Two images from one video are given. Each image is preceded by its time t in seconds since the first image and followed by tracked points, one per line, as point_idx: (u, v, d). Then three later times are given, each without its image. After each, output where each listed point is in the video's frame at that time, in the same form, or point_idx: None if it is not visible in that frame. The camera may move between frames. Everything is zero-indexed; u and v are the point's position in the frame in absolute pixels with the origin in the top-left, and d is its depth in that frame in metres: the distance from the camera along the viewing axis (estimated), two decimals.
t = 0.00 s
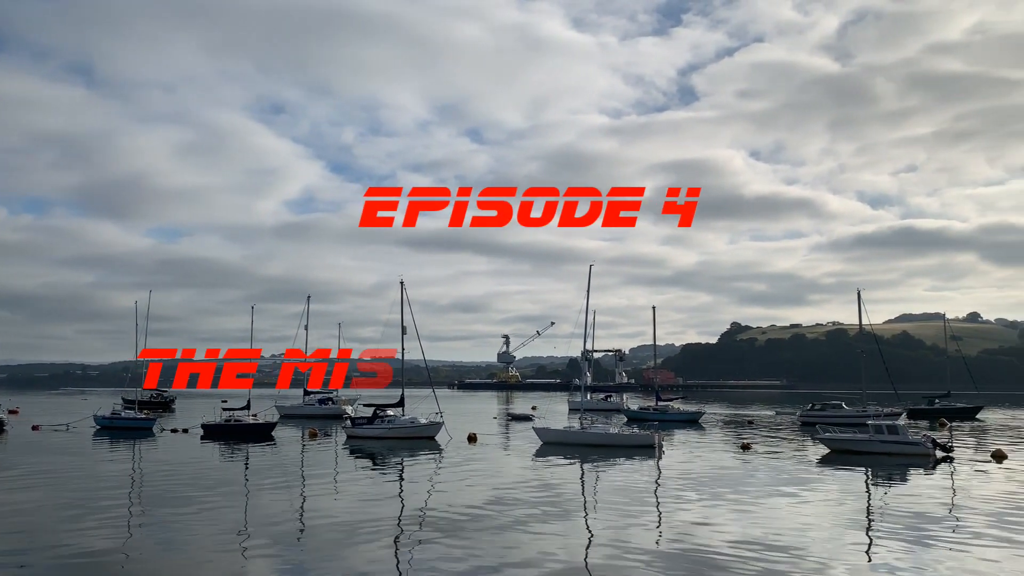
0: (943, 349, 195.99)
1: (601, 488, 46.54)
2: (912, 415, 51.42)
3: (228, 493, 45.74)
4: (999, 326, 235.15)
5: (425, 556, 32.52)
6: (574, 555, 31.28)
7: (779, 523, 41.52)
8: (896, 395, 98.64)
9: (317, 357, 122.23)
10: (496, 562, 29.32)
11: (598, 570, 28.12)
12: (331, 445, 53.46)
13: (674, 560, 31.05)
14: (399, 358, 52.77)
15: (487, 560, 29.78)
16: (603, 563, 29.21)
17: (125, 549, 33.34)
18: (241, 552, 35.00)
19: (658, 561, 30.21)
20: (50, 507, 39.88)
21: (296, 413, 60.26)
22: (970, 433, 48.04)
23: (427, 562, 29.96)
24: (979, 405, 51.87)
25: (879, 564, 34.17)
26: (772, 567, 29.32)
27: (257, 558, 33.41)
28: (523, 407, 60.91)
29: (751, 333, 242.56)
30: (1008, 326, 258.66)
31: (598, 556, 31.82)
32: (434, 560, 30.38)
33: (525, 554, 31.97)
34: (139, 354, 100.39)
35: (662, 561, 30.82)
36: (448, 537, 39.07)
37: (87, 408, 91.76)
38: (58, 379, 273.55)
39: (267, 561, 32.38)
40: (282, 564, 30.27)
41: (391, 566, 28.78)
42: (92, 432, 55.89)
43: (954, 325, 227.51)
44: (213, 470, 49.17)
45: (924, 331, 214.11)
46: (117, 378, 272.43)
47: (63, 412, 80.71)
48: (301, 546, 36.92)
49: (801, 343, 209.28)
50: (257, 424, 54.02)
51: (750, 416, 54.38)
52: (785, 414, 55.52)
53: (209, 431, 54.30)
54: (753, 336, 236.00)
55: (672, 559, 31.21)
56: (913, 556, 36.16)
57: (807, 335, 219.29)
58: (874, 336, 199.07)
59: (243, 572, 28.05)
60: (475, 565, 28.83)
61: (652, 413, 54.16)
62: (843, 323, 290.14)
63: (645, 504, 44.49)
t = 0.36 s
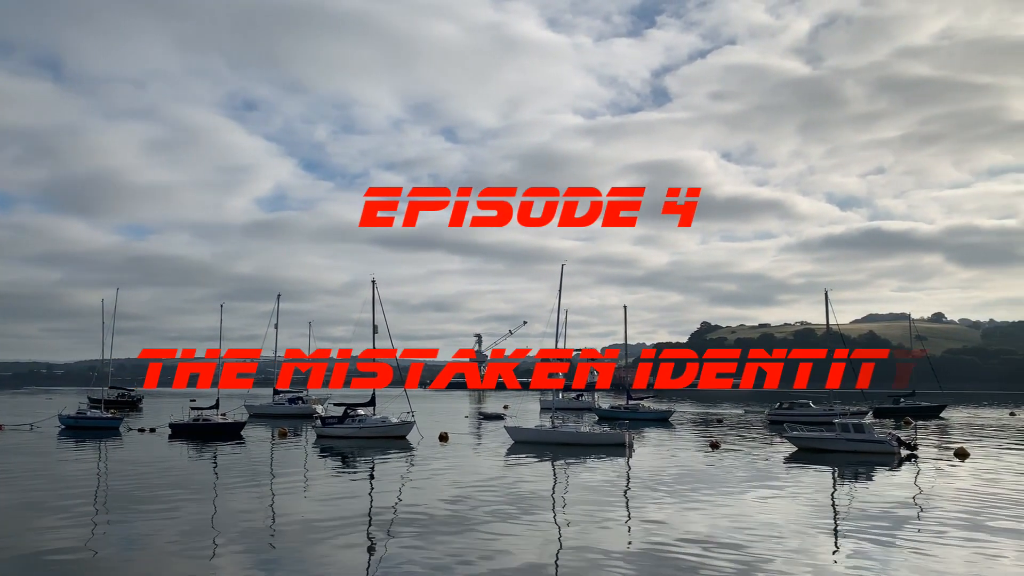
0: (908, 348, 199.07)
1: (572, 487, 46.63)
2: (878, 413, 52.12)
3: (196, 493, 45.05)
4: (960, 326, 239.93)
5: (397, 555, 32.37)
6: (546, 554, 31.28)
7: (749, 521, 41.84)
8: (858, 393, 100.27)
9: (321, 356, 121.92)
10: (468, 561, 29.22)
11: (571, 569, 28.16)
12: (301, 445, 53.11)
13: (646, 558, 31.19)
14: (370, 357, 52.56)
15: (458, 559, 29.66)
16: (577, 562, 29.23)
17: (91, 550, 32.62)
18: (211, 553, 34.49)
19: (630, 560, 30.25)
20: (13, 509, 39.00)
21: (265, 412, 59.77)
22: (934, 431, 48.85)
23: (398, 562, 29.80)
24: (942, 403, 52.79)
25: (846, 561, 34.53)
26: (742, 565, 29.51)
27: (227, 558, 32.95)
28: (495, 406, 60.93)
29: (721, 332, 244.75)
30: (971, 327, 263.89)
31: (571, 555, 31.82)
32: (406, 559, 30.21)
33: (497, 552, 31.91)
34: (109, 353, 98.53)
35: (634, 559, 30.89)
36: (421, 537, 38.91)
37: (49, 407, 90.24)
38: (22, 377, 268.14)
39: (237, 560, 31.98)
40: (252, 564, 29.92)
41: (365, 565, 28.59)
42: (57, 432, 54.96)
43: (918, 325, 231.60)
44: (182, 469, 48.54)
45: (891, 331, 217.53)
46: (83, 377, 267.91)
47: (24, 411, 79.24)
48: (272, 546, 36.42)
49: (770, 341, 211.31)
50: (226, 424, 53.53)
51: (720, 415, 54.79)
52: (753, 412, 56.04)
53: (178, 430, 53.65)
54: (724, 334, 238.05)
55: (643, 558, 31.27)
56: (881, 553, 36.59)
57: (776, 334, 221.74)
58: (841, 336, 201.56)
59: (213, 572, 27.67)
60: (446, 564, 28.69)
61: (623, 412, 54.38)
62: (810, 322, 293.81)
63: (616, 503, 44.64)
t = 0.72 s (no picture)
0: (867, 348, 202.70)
1: (538, 487, 46.67)
2: (839, 414, 52.84)
3: (158, 494, 44.33)
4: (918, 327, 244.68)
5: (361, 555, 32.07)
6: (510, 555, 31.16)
7: (713, 520, 42.17)
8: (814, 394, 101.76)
9: (322, 355, 120.09)
10: (432, 562, 29.01)
11: (535, 569, 28.15)
12: (265, 445, 52.59)
13: (610, 558, 31.29)
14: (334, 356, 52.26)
15: (421, 560, 29.45)
16: (542, 562, 29.30)
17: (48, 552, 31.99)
18: (171, 554, 33.92)
19: (594, 560, 30.23)
20: None
21: (228, 412, 59.12)
22: (893, 431, 49.61)
23: (361, 562, 29.47)
24: (901, 404, 53.66)
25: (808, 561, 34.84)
26: (705, 564, 29.70)
27: (189, 560, 32.47)
28: (461, 406, 60.82)
29: (686, 332, 247.16)
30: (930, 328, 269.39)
31: (536, 555, 31.72)
32: (371, 559, 29.99)
33: (461, 553, 31.72)
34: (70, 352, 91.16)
35: (598, 559, 30.84)
36: (386, 537, 38.70)
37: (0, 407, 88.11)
38: None
39: (198, 561, 31.52)
40: (214, 564, 29.49)
41: (329, 566, 28.36)
42: (12, 431, 53.77)
43: (878, 326, 235.86)
44: (142, 470, 47.73)
45: (853, 331, 221.22)
46: (40, 376, 261.87)
47: None
48: (235, 547, 35.99)
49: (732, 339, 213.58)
50: (188, 424, 52.82)
51: (684, 415, 55.17)
52: (717, 412, 56.48)
53: (138, 430, 52.79)
54: (688, 334, 239.98)
55: (608, 558, 31.24)
56: (842, 552, 37.06)
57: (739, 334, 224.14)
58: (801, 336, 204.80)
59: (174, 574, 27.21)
60: (409, 566, 28.44)
61: (588, 412, 54.56)
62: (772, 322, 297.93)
63: (581, 502, 44.70)
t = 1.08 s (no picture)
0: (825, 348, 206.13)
1: (499, 484, 46.71)
2: (796, 411, 53.65)
3: (113, 492, 43.57)
4: (873, 327, 249.43)
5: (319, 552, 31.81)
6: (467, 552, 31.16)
7: (672, 516, 42.53)
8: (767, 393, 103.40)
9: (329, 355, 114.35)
10: (391, 560, 28.89)
11: (496, 566, 28.13)
12: (223, 443, 51.93)
13: (570, 554, 31.38)
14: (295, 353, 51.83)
15: (378, 558, 29.30)
16: (503, 559, 29.27)
17: None
18: (127, 553, 33.34)
19: (553, 557, 30.31)
20: None
21: (186, 410, 58.26)
22: (848, 429, 50.42)
23: (318, 559, 29.26)
24: (856, 402, 54.60)
25: (763, 558, 35.23)
26: (665, 560, 29.92)
27: (145, 558, 31.94)
28: (424, 404, 60.62)
29: (647, 330, 249.16)
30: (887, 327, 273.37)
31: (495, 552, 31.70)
32: (332, 557, 29.72)
33: (419, 550, 31.64)
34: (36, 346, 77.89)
35: (556, 555, 30.91)
36: (347, 535, 38.44)
37: None
38: None
39: (154, 560, 31.02)
40: (171, 563, 29.01)
41: (289, 564, 28.06)
42: None
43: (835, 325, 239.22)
44: (97, 468, 46.84)
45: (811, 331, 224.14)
46: None
47: None
48: (193, 544, 35.52)
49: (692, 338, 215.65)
50: (145, 422, 51.96)
51: (645, 412, 55.58)
52: (678, 410, 56.97)
53: (92, 428, 51.77)
54: (650, 333, 241.93)
55: (565, 554, 31.36)
56: (799, 547, 37.60)
57: (700, 332, 226.47)
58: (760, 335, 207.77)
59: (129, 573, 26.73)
60: (366, 563, 28.24)
61: (550, 410, 54.70)
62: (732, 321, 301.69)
63: (542, 500, 44.82)
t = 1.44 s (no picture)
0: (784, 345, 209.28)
1: (461, 481, 46.70)
2: (755, 407, 54.42)
3: (67, 490, 42.86)
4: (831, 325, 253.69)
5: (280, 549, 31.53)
6: (430, 549, 31.06)
7: (634, 512, 42.85)
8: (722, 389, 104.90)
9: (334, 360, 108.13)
10: (352, 557, 28.68)
11: (458, 562, 28.07)
12: (180, 441, 51.22)
13: (532, 550, 31.42)
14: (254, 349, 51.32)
15: (339, 555, 29.09)
16: (465, 556, 29.20)
17: None
18: (81, 552, 32.79)
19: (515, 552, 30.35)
20: None
21: (143, 408, 57.34)
22: (805, 425, 51.26)
23: (278, 557, 28.97)
24: (814, 398, 55.55)
25: (722, 552, 35.64)
26: (626, 555, 30.11)
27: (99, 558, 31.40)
28: (385, 401, 60.37)
29: (610, 327, 250.73)
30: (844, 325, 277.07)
31: (457, 549, 31.64)
32: (292, 555, 29.40)
33: (380, 547, 31.48)
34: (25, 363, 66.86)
35: (519, 551, 30.98)
36: (307, 532, 38.12)
37: None
38: None
39: (109, 559, 30.47)
40: (127, 561, 28.48)
41: (248, 562, 27.70)
42: None
43: (793, 324, 242.23)
44: (50, 466, 45.92)
45: (770, 328, 227.14)
46: None
47: None
48: (150, 543, 35.09)
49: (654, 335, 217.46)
50: (99, 419, 51.02)
51: (607, 409, 55.95)
52: (639, 406, 57.44)
53: (44, 426, 50.70)
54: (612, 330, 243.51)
55: (528, 550, 31.43)
56: (758, 542, 38.10)
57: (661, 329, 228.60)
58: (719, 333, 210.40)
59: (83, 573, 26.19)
60: (326, 561, 28.01)
61: (513, 406, 54.82)
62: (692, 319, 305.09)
63: (505, 496, 44.92)
